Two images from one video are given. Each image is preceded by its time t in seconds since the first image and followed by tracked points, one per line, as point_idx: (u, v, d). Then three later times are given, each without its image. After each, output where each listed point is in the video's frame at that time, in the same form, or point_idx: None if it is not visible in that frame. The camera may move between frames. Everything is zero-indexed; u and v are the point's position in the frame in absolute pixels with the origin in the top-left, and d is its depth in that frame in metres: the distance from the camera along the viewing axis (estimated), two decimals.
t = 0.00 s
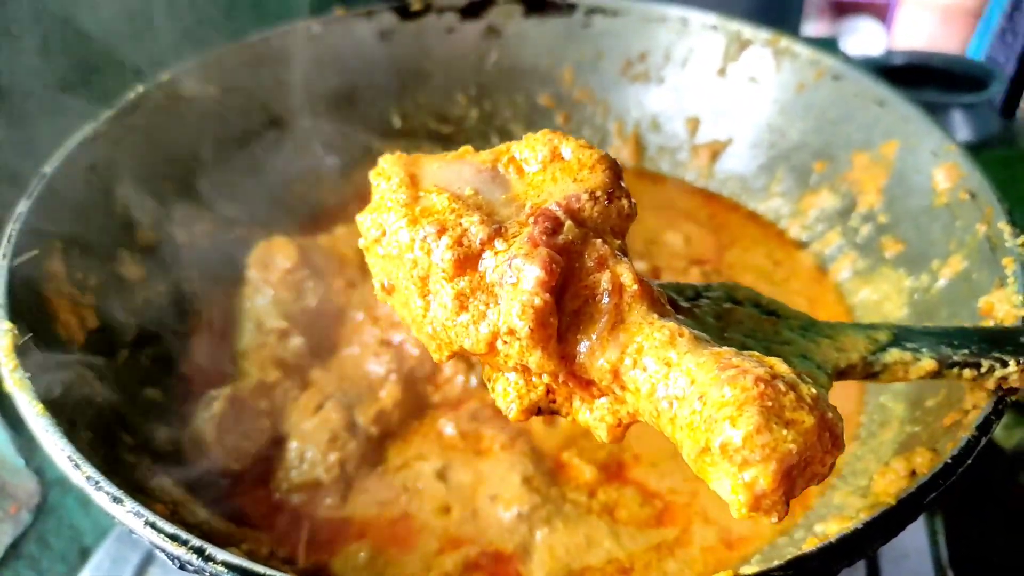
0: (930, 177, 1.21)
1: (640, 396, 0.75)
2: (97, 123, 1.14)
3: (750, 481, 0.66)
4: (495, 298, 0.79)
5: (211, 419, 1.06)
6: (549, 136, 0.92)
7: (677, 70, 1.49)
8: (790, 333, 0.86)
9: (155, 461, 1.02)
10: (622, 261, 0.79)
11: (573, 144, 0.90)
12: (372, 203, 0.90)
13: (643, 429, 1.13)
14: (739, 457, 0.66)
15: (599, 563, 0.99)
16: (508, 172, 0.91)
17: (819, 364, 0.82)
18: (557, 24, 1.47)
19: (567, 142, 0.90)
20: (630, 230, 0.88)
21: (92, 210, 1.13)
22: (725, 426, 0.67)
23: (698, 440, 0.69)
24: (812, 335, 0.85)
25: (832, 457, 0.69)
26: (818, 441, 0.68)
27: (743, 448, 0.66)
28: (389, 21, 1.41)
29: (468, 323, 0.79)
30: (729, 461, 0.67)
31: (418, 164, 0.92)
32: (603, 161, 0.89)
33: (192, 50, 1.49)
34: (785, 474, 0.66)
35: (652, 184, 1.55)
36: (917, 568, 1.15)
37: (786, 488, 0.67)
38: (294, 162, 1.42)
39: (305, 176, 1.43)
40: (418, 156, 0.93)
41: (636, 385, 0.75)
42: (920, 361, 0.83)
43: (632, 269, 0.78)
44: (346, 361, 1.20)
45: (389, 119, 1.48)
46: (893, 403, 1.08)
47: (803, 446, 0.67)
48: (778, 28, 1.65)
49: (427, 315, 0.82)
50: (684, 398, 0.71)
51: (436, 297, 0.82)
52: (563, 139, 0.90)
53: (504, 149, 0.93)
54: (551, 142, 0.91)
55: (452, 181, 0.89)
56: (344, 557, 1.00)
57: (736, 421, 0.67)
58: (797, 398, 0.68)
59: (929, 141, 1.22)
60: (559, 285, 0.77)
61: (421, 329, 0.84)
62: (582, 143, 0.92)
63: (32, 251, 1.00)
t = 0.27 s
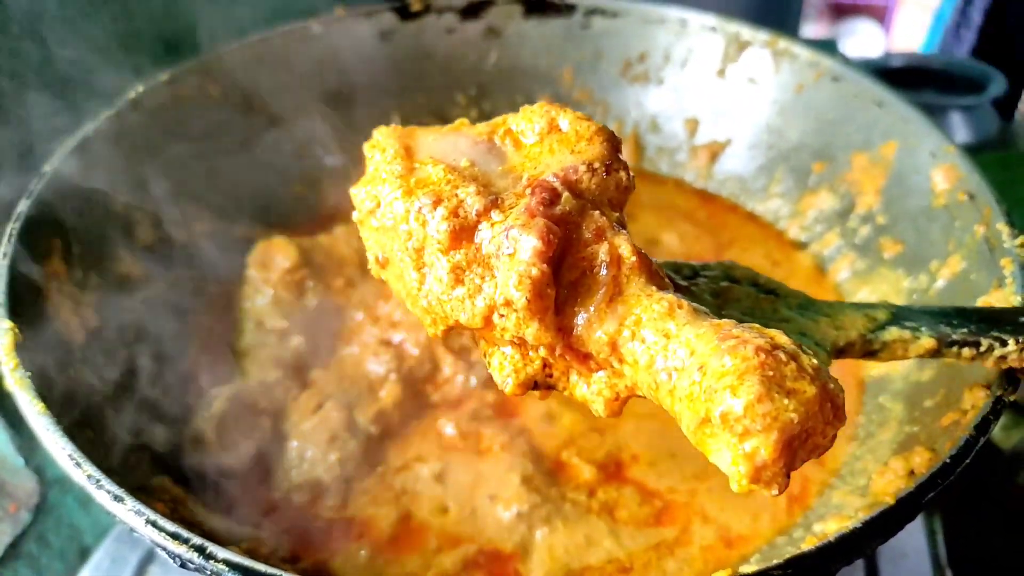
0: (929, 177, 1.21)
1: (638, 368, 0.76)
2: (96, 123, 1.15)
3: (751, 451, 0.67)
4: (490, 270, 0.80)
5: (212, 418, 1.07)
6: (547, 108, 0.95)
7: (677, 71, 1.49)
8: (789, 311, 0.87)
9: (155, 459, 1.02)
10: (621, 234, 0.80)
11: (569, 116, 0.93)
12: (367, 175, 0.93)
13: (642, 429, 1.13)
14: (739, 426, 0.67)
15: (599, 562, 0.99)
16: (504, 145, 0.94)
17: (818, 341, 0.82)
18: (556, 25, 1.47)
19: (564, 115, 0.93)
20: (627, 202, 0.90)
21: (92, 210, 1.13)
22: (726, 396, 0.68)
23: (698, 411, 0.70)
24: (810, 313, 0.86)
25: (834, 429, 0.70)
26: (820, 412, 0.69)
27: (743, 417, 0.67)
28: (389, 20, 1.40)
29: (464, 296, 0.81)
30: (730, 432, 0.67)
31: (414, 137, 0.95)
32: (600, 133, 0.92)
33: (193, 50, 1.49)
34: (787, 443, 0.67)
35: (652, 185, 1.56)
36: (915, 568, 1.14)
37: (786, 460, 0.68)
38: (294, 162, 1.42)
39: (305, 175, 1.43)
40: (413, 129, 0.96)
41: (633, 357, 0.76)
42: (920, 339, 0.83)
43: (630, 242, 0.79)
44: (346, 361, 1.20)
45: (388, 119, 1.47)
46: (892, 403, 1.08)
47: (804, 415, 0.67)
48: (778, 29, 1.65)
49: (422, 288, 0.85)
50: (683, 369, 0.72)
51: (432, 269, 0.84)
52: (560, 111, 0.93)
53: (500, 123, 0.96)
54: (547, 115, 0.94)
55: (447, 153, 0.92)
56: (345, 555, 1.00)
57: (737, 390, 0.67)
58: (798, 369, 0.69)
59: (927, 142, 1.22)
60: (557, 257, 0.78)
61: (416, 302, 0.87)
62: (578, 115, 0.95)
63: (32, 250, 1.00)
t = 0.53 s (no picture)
0: (925, 177, 1.22)
1: (635, 352, 0.75)
2: (95, 122, 1.15)
3: (751, 435, 0.66)
4: (485, 253, 0.80)
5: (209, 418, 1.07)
6: (544, 91, 0.94)
7: (675, 71, 1.49)
8: (788, 299, 0.86)
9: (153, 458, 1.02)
10: (618, 217, 0.79)
11: (567, 99, 0.93)
12: (362, 157, 0.92)
13: (639, 428, 1.13)
14: (739, 410, 0.67)
15: (596, 562, 0.99)
16: (501, 128, 0.93)
17: (818, 329, 0.82)
18: (554, 25, 1.47)
19: (561, 97, 0.93)
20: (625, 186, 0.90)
21: (90, 210, 1.13)
22: (725, 379, 0.67)
23: (697, 396, 0.69)
24: (809, 302, 0.86)
25: (835, 414, 0.70)
26: (820, 396, 0.68)
27: (743, 401, 0.66)
28: (387, 21, 1.41)
29: (458, 282, 0.81)
30: (729, 416, 0.67)
31: (408, 119, 0.94)
32: (598, 116, 0.91)
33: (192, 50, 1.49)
34: (787, 427, 0.67)
35: (650, 185, 1.55)
36: (913, 568, 1.14)
37: (786, 445, 0.67)
38: (292, 162, 1.42)
39: (303, 175, 1.43)
40: (408, 111, 0.95)
41: (630, 341, 0.75)
42: (921, 328, 0.83)
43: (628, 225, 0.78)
44: (344, 361, 1.20)
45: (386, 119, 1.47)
46: (889, 403, 1.08)
47: (804, 399, 0.67)
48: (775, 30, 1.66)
49: (416, 273, 0.85)
50: (681, 353, 0.72)
51: (427, 252, 0.84)
52: (557, 94, 0.93)
53: (497, 105, 0.95)
54: (544, 97, 0.93)
55: (442, 135, 0.92)
56: (343, 554, 1.01)
57: (737, 372, 0.67)
58: (799, 353, 0.69)
59: (924, 143, 1.23)
60: (553, 240, 0.77)
61: (409, 287, 0.86)
62: (576, 98, 0.94)
63: (29, 250, 1.01)
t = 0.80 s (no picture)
0: (922, 179, 1.22)
1: (646, 359, 0.75)
2: (91, 124, 1.15)
3: (765, 445, 0.66)
4: (494, 257, 0.80)
5: (206, 421, 1.07)
6: (552, 90, 0.94)
7: (671, 73, 1.49)
8: (798, 303, 0.85)
9: (148, 461, 1.02)
10: (629, 220, 0.79)
11: (575, 99, 0.93)
12: (367, 158, 0.92)
13: (636, 431, 1.14)
14: (754, 419, 0.66)
15: (593, 564, 0.99)
16: (509, 128, 0.93)
17: (829, 333, 0.80)
18: (550, 27, 1.47)
19: (570, 97, 0.93)
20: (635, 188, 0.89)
21: (87, 213, 1.13)
22: (740, 387, 0.67)
23: (710, 404, 0.69)
24: (819, 305, 0.84)
25: (850, 423, 0.69)
26: (836, 405, 0.68)
27: (758, 410, 0.66)
28: (384, 22, 1.41)
29: (466, 289, 0.81)
30: (744, 425, 0.67)
31: (414, 119, 0.93)
32: (607, 116, 0.91)
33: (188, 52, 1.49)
34: (802, 437, 0.67)
35: (647, 187, 1.55)
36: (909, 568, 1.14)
37: (800, 454, 0.67)
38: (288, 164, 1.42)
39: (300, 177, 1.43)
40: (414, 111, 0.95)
41: (641, 348, 0.75)
42: (932, 332, 0.82)
43: (638, 229, 0.78)
44: (340, 363, 1.20)
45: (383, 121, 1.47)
46: (885, 405, 1.08)
47: (820, 409, 0.66)
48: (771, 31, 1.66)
49: (423, 277, 0.84)
50: (694, 360, 0.71)
51: (435, 257, 0.83)
52: (565, 94, 0.93)
53: (504, 105, 0.95)
54: (553, 97, 0.93)
55: (450, 135, 0.91)
56: (340, 557, 1.01)
57: (752, 381, 0.66)
58: (813, 361, 0.68)
59: (919, 145, 1.23)
60: (563, 243, 0.77)
61: (416, 291, 0.86)
62: (584, 98, 0.94)
63: (26, 253, 1.00)
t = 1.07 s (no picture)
0: (917, 180, 1.22)
1: (655, 358, 0.75)
2: (86, 126, 1.15)
3: (774, 443, 0.66)
4: (502, 257, 0.79)
5: (200, 422, 1.07)
6: (559, 91, 0.93)
7: (667, 74, 1.49)
8: (806, 302, 0.84)
9: (143, 463, 1.02)
10: (636, 220, 0.79)
11: (583, 100, 0.92)
12: (375, 159, 0.90)
13: (632, 431, 1.14)
14: (763, 417, 0.66)
15: (588, 565, 0.99)
16: (516, 129, 0.92)
17: (838, 332, 0.80)
18: (546, 28, 1.47)
19: (577, 98, 0.92)
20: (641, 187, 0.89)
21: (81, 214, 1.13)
22: (749, 385, 0.67)
23: (719, 402, 0.69)
24: (827, 305, 0.84)
25: (858, 421, 0.69)
26: (845, 404, 0.67)
27: (767, 408, 0.66)
28: (379, 23, 1.40)
29: (475, 290, 0.80)
30: (752, 423, 0.66)
31: (421, 120, 0.92)
32: (615, 117, 0.90)
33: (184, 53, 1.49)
34: (811, 435, 0.66)
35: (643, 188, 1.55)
36: (906, 569, 1.14)
37: (809, 453, 0.67)
38: (284, 165, 1.42)
39: (296, 179, 1.43)
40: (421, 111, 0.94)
41: (650, 346, 0.75)
42: (940, 331, 0.82)
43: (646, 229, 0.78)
44: (335, 364, 1.20)
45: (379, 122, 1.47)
46: (880, 405, 1.08)
47: (829, 407, 0.66)
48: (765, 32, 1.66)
49: (431, 277, 0.83)
50: (702, 358, 0.71)
51: (443, 257, 0.82)
52: (573, 94, 0.92)
53: (512, 105, 0.94)
54: (561, 98, 0.92)
55: (457, 136, 0.90)
56: (335, 558, 1.01)
57: (761, 380, 0.66)
58: (823, 359, 0.68)
59: (914, 145, 1.23)
60: (571, 242, 0.77)
61: (425, 290, 0.85)
62: (592, 99, 0.93)
63: (19, 254, 1.00)
